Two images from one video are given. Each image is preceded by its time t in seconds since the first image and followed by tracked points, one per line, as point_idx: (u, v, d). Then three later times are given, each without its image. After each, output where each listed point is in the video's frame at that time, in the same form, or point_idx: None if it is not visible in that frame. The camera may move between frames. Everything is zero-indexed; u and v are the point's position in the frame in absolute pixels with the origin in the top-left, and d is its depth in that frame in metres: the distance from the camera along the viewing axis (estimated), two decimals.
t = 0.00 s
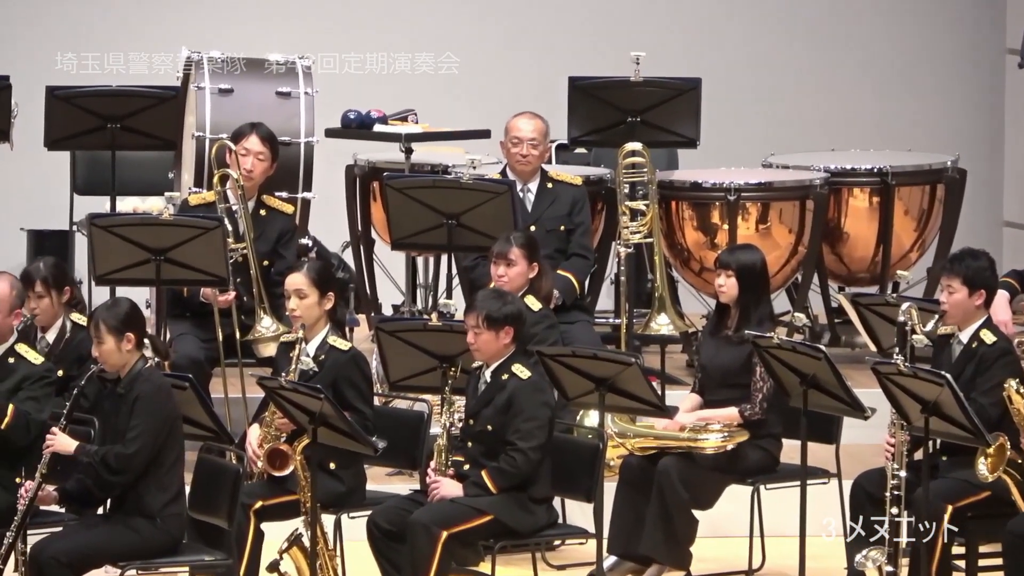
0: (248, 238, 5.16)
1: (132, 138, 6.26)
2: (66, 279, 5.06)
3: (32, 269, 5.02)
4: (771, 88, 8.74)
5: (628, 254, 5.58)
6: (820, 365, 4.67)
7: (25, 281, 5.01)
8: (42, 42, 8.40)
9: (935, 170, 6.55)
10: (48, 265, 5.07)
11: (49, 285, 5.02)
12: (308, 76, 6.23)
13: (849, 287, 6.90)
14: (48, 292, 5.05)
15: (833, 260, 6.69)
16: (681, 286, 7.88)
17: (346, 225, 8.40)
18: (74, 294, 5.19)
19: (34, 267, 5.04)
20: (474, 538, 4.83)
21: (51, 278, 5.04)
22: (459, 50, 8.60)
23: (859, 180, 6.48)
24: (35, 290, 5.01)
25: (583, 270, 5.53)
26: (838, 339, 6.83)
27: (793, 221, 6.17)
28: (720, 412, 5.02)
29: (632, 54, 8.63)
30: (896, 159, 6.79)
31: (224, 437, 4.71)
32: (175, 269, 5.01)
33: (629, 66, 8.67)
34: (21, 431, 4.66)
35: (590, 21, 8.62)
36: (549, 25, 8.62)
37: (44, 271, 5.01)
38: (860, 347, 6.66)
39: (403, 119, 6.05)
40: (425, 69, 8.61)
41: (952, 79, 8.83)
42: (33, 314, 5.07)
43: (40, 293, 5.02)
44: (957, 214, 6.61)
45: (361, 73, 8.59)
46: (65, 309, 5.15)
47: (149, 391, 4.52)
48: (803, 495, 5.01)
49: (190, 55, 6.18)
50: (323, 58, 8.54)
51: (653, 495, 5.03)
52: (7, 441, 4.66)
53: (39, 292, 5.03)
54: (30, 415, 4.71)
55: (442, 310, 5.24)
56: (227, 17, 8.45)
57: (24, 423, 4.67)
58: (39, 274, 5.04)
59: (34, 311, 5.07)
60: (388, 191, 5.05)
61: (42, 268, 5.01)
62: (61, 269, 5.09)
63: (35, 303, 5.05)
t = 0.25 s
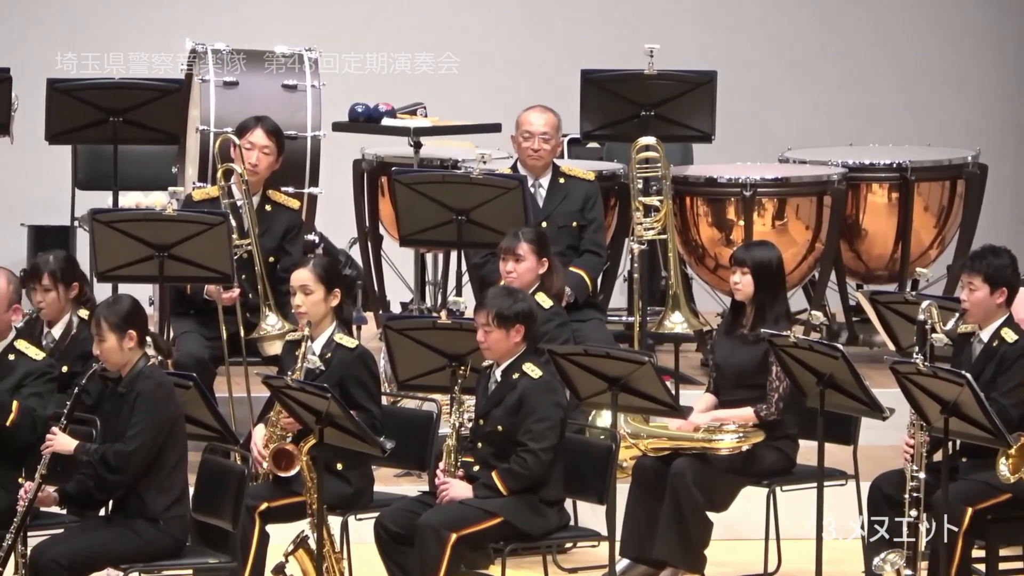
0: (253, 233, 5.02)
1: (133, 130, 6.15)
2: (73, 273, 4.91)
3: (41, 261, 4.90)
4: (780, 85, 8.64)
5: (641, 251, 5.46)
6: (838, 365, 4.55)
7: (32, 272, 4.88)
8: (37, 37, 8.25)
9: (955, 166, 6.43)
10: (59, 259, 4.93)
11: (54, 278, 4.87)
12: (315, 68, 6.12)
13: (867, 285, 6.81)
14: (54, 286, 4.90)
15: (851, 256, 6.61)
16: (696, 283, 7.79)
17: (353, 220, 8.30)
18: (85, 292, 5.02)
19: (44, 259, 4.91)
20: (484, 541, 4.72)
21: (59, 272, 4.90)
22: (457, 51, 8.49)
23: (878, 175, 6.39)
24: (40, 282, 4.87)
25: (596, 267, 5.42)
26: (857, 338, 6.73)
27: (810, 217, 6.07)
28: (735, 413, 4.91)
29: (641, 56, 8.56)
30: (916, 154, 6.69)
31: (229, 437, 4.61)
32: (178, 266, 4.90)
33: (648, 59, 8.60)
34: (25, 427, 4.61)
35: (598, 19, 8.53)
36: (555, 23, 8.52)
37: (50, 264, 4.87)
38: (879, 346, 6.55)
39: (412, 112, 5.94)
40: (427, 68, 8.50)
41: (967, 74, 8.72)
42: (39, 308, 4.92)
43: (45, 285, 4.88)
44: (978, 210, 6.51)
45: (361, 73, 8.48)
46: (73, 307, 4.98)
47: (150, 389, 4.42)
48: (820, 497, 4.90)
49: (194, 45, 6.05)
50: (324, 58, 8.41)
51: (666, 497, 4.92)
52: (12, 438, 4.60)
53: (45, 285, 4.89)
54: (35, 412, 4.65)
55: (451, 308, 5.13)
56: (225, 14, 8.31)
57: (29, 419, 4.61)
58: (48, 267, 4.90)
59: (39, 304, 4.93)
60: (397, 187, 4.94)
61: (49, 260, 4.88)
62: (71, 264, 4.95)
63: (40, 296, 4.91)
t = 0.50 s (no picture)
0: (256, 234, 5.01)
1: (136, 130, 6.15)
2: (88, 274, 4.89)
3: (53, 260, 4.86)
4: (781, 85, 8.65)
5: (644, 251, 5.46)
6: (841, 365, 4.55)
7: (44, 272, 4.86)
8: (35, 37, 8.22)
9: (958, 165, 6.43)
10: (71, 258, 4.90)
11: (69, 278, 4.85)
12: (318, 68, 6.12)
13: (871, 285, 6.80)
14: (66, 286, 4.88)
15: (854, 256, 6.60)
16: (700, 283, 7.79)
17: (357, 220, 8.30)
18: (95, 290, 4.99)
19: (55, 258, 4.87)
20: (487, 541, 4.72)
21: (72, 272, 4.87)
22: (460, 51, 8.48)
23: (881, 176, 6.38)
24: (54, 282, 4.84)
25: (599, 267, 5.42)
26: (860, 338, 6.73)
27: (814, 217, 6.06)
28: (738, 413, 4.91)
29: (640, 57, 8.56)
30: (918, 153, 6.69)
31: (232, 438, 4.60)
32: (182, 265, 4.90)
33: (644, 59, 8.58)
34: (28, 428, 4.57)
35: (597, 18, 8.52)
36: (555, 24, 8.51)
37: (65, 265, 4.84)
38: (882, 346, 6.55)
39: (416, 112, 5.94)
40: (431, 68, 8.48)
41: (967, 73, 8.72)
42: (49, 307, 4.89)
43: (59, 286, 4.85)
44: (981, 209, 6.51)
45: (361, 72, 8.46)
46: (84, 306, 4.97)
47: (151, 389, 4.41)
48: (823, 497, 4.90)
49: (197, 45, 6.06)
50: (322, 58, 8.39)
51: (670, 497, 4.92)
52: (14, 438, 4.57)
53: (58, 285, 4.86)
54: (37, 412, 4.61)
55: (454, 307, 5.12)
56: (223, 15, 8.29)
57: (31, 419, 4.58)
58: (60, 266, 4.87)
59: (50, 303, 4.90)
60: (399, 187, 4.94)
61: (61, 260, 4.85)
62: (82, 263, 4.92)
63: (52, 296, 4.87)
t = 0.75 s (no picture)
0: (272, 234, 5.01)
1: (151, 130, 6.16)
2: (106, 276, 4.85)
3: (74, 261, 4.84)
4: (790, 85, 8.65)
5: (660, 251, 5.46)
6: (857, 365, 4.54)
7: (65, 272, 4.82)
8: (42, 38, 8.19)
9: (973, 165, 6.44)
10: (92, 258, 4.88)
11: (87, 280, 4.82)
12: (333, 68, 6.12)
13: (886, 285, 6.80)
14: (85, 287, 4.86)
15: (870, 256, 6.60)
16: (715, 283, 7.79)
17: (372, 220, 8.30)
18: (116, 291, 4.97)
19: (77, 259, 4.85)
20: (503, 541, 4.72)
21: (92, 273, 4.85)
22: (458, 50, 8.47)
23: (897, 176, 6.38)
24: (73, 283, 4.82)
25: (614, 267, 5.42)
26: (876, 339, 6.73)
27: (829, 217, 6.07)
28: (754, 413, 4.90)
29: (647, 57, 8.55)
30: (934, 153, 6.69)
31: (248, 438, 4.61)
32: (197, 265, 4.90)
33: (660, 59, 8.57)
34: (40, 430, 4.59)
35: (605, 18, 8.51)
36: (563, 25, 8.51)
37: (84, 266, 4.81)
38: (898, 346, 6.55)
39: (432, 112, 5.93)
40: (429, 68, 8.46)
41: (978, 73, 8.71)
42: (69, 307, 4.88)
43: (77, 287, 4.83)
44: (997, 210, 6.51)
45: (373, 72, 8.44)
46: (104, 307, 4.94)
47: (162, 390, 4.41)
48: (839, 497, 4.89)
49: (213, 45, 6.06)
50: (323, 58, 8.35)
51: (685, 497, 4.92)
52: (29, 441, 4.60)
53: (78, 286, 4.84)
54: (50, 414, 4.63)
55: (470, 307, 5.12)
56: (231, 16, 8.28)
57: (43, 421, 4.60)
58: (81, 266, 4.85)
59: (71, 303, 4.89)
60: (415, 187, 4.94)
61: (81, 261, 4.82)
62: (104, 263, 4.90)
63: (72, 296, 4.85)
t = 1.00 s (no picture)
0: (288, 234, 5.01)
1: (168, 131, 6.16)
2: (125, 281, 4.79)
3: (92, 267, 4.79)
4: (798, 87, 8.65)
5: (676, 251, 5.46)
6: (873, 365, 4.54)
7: (83, 278, 4.77)
8: (49, 38, 8.18)
9: (989, 165, 6.44)
10: (110, 264, 4.82)
11: (105, 286, 4.76)
12: (350, 68, 6.11)
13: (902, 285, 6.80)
14: (103, 293, 4.80)
15: (886, 256, 6.61)
16: (730, 283, 7.79)
17: (387, 220, 8.31)
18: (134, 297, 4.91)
19: (95, 265, 4.80)
20: (518, 541, 4.72)
21: (109, 279, 4.79)
22: (458, 50, 8.46)
23: (913, 176, 6.39)
24: (91, 289, 4.77)
25: (631, 267, 5.42)
26: (892, 338, 6.73)
27: (845, 217, 6.07)
28: (771, 413, 4.89)
29: (655, 58, 8.55)
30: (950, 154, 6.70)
31: (264, 437, 4.61)
32: (214, 265, 4.90)
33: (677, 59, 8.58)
34: (54, 435, 4.60)
35: (614, 18, 8.51)
36: (572, 26, 8.50)
37: (102, 271, 4.76)
38: (915, 346, 6.56)
39: (448, 112, 5.93)
40: (429, 68, 8.45)
41: (989, 73, 8.70)
42: (87, 313, 4.82)
43: (95, 292, 4.77)
44: (1013, 210, 6.50)
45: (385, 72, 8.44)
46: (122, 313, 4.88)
47: (174, 392, 4.41)
48: (855, 497, 4.89)
49: (230, 45, 6.06)
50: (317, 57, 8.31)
51: (701, 497, 4.92)
52: (44, 447, 4.60)
53: (96, 292, 4.78)
54: (62, 418, 4.63)
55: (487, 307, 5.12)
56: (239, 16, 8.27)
57: (56, 426, 4.60)
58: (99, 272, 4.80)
59: (88, 310, 4.83)
60: (432, 187, 4.94)
61: (101, 267, 4.77)
62: (121, 269, 4.84)
63: (89, 302, 4.79)
